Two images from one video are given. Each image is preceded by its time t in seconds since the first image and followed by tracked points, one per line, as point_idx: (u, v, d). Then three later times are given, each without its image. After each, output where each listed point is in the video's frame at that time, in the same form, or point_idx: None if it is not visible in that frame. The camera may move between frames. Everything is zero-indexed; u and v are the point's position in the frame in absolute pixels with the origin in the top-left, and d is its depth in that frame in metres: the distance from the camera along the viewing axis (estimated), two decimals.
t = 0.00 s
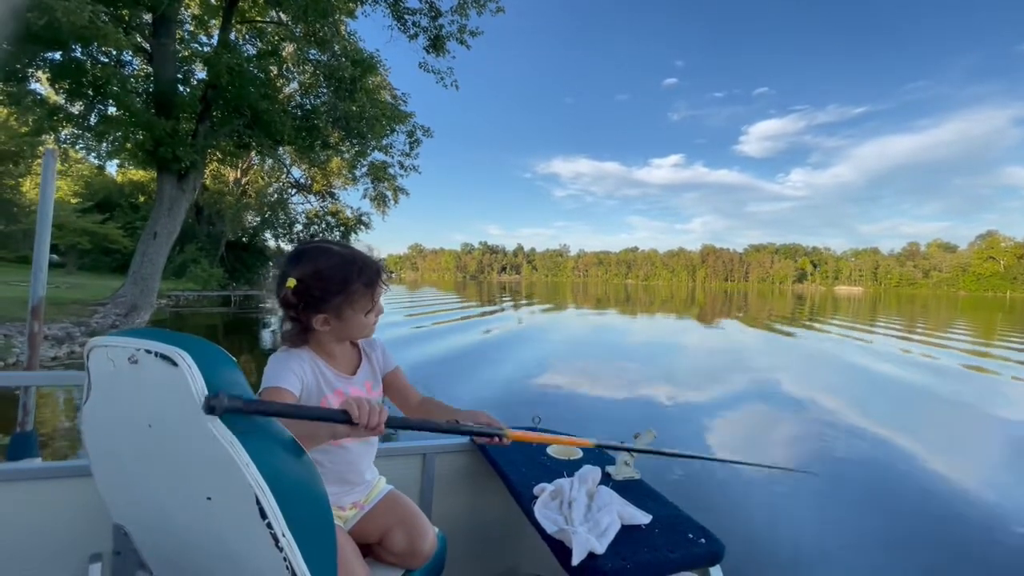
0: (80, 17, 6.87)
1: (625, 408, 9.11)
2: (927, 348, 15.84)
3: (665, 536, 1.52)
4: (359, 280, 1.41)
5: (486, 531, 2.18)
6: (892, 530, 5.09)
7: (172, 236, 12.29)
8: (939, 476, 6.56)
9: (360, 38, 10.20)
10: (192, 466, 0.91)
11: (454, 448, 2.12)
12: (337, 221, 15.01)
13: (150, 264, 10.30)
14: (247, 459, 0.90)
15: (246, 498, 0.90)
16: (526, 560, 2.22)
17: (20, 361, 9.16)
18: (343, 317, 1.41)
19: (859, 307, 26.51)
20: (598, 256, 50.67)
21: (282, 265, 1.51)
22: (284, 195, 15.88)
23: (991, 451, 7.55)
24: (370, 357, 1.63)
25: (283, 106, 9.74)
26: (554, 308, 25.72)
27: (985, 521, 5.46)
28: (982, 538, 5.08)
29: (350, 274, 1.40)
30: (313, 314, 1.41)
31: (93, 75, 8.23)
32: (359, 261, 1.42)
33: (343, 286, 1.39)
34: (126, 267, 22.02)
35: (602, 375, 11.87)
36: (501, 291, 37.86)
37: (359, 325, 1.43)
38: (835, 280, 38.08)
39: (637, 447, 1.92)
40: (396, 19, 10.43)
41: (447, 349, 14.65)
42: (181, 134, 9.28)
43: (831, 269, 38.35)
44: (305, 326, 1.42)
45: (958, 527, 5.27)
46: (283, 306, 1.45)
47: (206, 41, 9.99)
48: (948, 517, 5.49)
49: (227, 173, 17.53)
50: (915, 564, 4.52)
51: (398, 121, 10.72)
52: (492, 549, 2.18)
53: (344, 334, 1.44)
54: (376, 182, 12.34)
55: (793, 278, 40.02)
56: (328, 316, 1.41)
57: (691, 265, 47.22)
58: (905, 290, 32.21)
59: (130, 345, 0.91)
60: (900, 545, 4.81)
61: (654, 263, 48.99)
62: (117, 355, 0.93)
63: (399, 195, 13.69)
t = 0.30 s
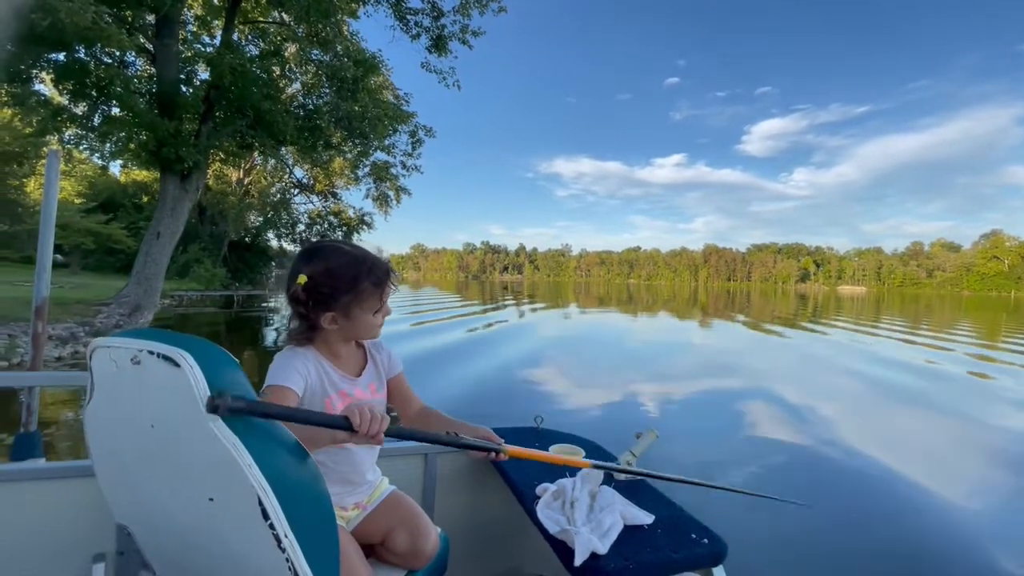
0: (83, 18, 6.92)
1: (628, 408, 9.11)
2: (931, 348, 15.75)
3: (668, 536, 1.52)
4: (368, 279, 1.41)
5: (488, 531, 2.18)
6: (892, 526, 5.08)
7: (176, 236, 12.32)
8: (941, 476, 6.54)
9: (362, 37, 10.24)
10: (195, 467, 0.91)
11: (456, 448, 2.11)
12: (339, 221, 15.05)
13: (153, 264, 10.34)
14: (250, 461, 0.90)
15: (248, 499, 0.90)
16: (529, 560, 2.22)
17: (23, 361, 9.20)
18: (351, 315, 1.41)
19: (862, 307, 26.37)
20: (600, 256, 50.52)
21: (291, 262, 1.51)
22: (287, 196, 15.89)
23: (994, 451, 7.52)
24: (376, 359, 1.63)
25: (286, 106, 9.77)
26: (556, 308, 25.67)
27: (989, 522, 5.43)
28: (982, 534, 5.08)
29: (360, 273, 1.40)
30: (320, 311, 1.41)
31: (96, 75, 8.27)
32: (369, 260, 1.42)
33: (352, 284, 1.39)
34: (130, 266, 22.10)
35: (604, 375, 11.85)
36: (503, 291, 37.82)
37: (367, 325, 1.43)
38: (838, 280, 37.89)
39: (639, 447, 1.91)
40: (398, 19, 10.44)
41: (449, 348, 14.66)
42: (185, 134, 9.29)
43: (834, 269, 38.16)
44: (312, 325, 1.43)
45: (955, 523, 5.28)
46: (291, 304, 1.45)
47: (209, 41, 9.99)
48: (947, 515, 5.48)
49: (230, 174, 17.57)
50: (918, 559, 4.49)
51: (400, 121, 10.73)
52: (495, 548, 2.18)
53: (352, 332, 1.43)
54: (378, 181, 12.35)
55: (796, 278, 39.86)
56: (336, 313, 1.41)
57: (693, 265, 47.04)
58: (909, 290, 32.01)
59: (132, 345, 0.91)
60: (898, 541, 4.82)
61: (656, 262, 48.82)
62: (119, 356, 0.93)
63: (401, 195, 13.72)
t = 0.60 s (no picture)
0: (90, 19, 6.96)
1: (632, 407, 9.10)
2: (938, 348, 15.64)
3: (673, 535, 1.52)
4: (367, 277, 1.41)
5: (492, 529, 2.18)
6: (898, 531, 5.05)
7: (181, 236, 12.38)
8: (945, 479, 6.52)
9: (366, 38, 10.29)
10: (203, 465, 0.91)
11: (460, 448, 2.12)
12: (343, 221, 15.09)
13: (158, 264, 10.38)
14: (257, 460, 0.90)
15: (254, 497, 0.90)
16: (533, 559, 2.22)
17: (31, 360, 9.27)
18: (353, 312, 1.41)
19: (868, 307, 26.20)
20: (604, 256, 50.33)
21: (291, 262, 1.52)
22: (291, 196, 15.91)
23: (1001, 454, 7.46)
24: (378, 357, 1.62)
25: (290, 107, 9.79)
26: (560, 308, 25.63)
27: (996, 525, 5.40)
28: (987, 537, 5.06)
29: (358, 270, 1.40)
30: (321, 309, 1.42)
31: (102, 76, 8.31)
32: (368, 258, 1.42)
33: (353, 282, 1.40)
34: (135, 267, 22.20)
35: (608, 374, 11.83)
36: (507, 291, 37.78)
37: (367, 322, 1.44)
38: (843, 279, 37.63)
39: (644, 446, 1.90)
40: (401, 19, 10.46)
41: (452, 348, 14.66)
42: (190, 135, 9.33)
43: (840, 269, 37.89)
44: (313, 323, 1.43)
45: (959, 527, 5.26)
46: (291, 304, 1.46)
47: (213, 42, 10.00)
48: (952, 518, 5.47)
49: (234, 174, 17.63)
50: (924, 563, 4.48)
51: (404, 121, 10.73)
52: (499, 547, 2.18)
53: (354, 329, 1.43)
54: (382, 182, 12.37)
55: (801, 277, 39.61)
56: (337, 311, 1.41)
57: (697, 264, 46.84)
58: (915, 289, 31.76)
59: (139, 344, 0.92)
60: (905, 545, 4.79)
61: (660, 262, 48.63)
62: (127, 355, 0.93)
63: (405, 195, 13.75)
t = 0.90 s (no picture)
0: (97, 22, 7.03)
1: (637, 407, 9.07)
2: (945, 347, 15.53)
3: (678, 535, 1.51)
4: (360, 273, 1.41)
5: (496, 529, 2.18)
6: (906, 534, 5.02)
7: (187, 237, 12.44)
8: (953, 482, 6.49)
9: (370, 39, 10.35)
10: (211, 464, 0.92)
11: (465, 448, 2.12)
12: (348, 222, 15.14)
13: (165, 265, 10.46)
14: (264, 459, 0.91)
15: (262, 494, 0.91)
16: (536, 559, 2.22)
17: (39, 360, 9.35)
18: (346, 308, 1.42)
19: (875, 306, 26.00)
20: (609, 255, 49.93)
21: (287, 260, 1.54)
22: (297, 196, 15.96)
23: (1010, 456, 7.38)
24: (383, 357, 1.62)
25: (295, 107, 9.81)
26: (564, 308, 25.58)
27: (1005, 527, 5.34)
28: (994, 542, 5.03)
29: (349, 266, 1.40)
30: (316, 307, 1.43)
31: (109, 79, 8.41)
32: (360, 254, 1.42)
33: (344, 278, 1.40)
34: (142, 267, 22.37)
35: (613, 374, 11.80)
36: (511, 290, 37.75)
37: (360, 319, 1.43)
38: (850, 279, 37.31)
39: (648, 445, 1.89)
40: (405, 20, 10.49)
41: (457, 348, 14.68)
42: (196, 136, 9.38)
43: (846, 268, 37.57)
44: (309, 322, 1.45)
45: (968, 530, 5.22)
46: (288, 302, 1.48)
47: (219, 44, 10.04)
48: (960, 520, 5.44)
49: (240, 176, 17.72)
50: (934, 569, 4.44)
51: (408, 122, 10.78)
52: (503, 546, 2.19)
53: (350, 326, 1.44)
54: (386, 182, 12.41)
55: (807, 277, 39.29)
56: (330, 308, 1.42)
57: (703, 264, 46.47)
58: (923, 289, 31.50)
59: (147, 344, 0.92)
60: (909, 548, 4.77)
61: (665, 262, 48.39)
62: (135, 354, 0.94)
63: (410, 195, 13.79)
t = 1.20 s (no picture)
0: (105, 25, 7.07)
1: (644, 407, 9.04)
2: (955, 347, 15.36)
3: (686, 538, 1.50)
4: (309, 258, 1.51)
5: (503, 531, 2.17)
6: (913, 536, 5.00)
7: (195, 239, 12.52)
8: (963, 483, 6.42)
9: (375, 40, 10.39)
10: (216, 466, 0.92)
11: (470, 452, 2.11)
12: (354, 222, 15.18)
13: (174, 267, 10.54)
14: (270, 462, 0.90)
15: (268, 496, 0.91)
16: (544, 561, 2.21)
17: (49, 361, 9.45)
18: (313, 295, 1.47)
19: (884, 305, 25.74)
20: (614, 255, 49.66)
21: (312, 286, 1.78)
22: (303, 198, 16.02)
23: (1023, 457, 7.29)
24: (387, 360, 1.60)
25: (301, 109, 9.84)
26: (570, 307, 25.52)
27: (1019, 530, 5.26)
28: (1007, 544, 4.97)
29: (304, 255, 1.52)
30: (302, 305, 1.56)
31: (118, 82, 8.49)
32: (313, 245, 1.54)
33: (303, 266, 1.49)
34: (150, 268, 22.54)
35: (619, 374, 11.76)
36: (516, 290, 37.72)
37: (314, 300, 1.47)
38: (859, 277, 36.96)
39: (656, 447, 1.87)
40: (411, 21, 10.50)
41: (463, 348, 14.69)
42: (203, 138, 9.43)
43: (854, 267, 37.22)
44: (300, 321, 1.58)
45: (980, 532, 5.17)
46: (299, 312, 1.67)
47: (226, 47, 10.11)
48: (972, 522, 5.39)
49: (246, 178, 17.82)
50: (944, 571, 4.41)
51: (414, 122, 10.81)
52: (511, 548, 2.18)
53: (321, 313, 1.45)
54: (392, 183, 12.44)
55: (815, 276, 38.95)
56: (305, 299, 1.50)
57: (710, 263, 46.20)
58: (932, 287, 31.14)
59: (154, 346, 0.92)
60: (921, 551, 4.71)
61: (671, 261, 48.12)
62: (141, 356, 0.94)
63: (415, 196, 13.82)
